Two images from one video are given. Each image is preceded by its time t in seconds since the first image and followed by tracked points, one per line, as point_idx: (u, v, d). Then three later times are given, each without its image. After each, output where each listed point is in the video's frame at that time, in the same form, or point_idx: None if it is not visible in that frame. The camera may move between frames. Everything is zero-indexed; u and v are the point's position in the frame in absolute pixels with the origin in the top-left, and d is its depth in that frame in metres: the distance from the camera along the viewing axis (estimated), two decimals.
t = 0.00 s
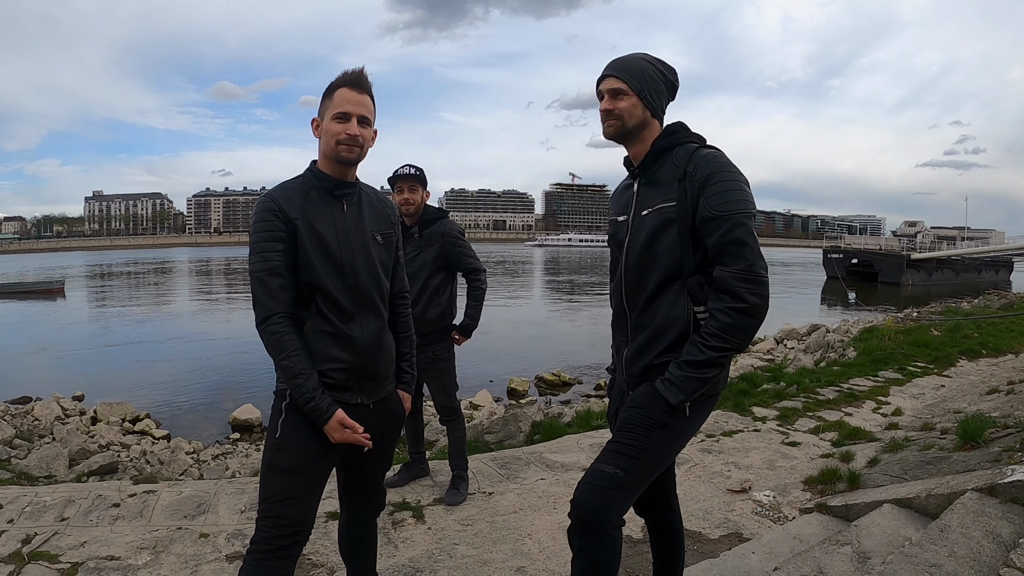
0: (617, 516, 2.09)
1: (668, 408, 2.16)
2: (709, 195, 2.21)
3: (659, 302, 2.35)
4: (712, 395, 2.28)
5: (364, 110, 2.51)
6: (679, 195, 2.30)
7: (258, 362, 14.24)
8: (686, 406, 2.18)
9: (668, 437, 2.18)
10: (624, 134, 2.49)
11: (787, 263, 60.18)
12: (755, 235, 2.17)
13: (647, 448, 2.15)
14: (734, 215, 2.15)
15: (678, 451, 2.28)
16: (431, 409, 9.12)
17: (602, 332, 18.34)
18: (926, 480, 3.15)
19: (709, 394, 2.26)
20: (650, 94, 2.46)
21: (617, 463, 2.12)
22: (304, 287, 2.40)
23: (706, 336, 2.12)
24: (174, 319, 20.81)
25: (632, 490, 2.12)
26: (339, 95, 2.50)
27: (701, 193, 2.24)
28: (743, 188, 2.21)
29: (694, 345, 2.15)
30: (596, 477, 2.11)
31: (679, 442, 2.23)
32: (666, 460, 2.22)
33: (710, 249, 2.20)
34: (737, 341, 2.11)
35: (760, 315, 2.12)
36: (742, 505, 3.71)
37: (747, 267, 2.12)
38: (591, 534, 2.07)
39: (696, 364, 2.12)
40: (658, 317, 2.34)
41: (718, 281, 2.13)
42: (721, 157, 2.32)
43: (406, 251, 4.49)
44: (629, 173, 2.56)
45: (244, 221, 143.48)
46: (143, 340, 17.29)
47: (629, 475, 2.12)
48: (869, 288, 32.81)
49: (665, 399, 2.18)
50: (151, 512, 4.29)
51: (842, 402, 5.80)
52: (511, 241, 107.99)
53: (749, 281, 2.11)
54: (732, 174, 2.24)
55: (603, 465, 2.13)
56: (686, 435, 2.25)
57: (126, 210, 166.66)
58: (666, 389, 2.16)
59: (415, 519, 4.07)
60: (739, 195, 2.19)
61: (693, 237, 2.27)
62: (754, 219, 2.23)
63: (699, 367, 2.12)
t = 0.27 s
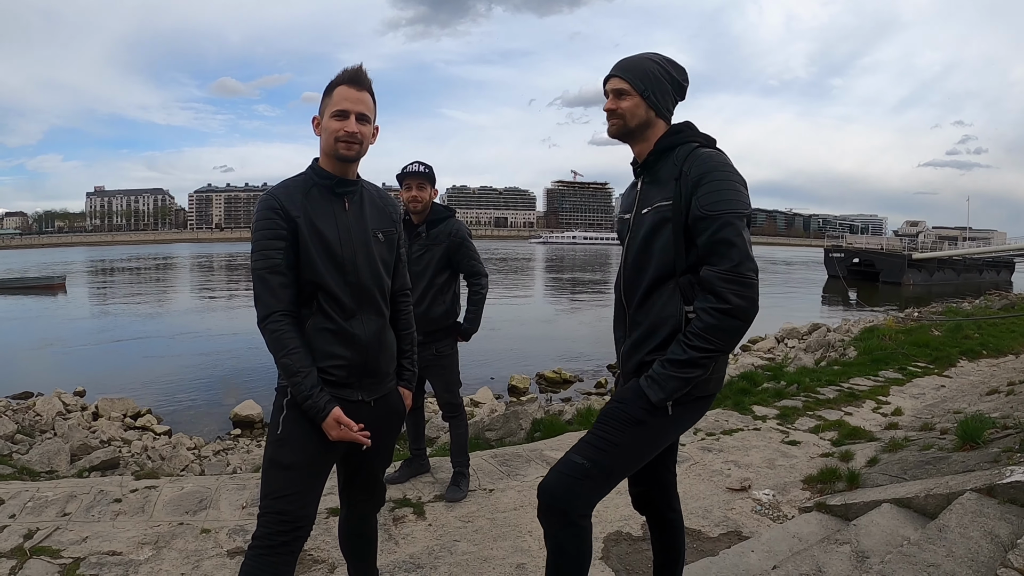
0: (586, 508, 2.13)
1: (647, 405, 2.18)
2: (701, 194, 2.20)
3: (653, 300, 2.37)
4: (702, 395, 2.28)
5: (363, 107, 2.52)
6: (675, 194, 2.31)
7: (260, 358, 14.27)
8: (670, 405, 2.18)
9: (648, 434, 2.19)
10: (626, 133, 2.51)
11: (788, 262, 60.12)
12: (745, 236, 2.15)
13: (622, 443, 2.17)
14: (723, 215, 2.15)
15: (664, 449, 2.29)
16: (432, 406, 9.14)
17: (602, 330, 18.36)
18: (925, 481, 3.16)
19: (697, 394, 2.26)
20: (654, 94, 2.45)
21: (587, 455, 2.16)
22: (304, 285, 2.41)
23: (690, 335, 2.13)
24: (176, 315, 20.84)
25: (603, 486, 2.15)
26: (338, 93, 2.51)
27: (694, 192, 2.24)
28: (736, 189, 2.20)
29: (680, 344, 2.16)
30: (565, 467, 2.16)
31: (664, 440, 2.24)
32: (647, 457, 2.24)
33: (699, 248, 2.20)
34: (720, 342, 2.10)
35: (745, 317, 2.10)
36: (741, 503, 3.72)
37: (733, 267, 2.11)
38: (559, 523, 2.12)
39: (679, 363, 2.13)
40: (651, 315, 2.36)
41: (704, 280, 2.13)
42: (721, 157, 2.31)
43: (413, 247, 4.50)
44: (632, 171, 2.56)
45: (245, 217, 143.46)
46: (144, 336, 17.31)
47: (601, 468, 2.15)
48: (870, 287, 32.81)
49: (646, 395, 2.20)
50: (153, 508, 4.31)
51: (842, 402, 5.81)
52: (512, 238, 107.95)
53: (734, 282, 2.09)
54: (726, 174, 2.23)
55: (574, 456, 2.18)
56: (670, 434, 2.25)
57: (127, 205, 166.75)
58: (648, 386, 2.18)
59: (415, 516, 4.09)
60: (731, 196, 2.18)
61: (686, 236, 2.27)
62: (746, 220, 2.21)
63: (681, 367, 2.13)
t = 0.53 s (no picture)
0: (553, 498, 2.17)
1: (619, 400, 2.21)
2: (681, 192, 2.20)
3: (645, 298, 2.37)
4: (684, 396, 2.26)
5: (363, 103, 2.51)
6: (664, 191, 2.30)
7: (260, 355, 14.29)
8: (641, 402, 2.19)
9: (623, 431, 2.21)
10: (628, 131, 2.53)
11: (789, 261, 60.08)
12: (715, 234, 2.11)
13: (590, 436, 2.21)
14: (695, 213, 2.13)
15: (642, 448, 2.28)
16: (433, 404, 9.15)
17: (603, 328, 18.36)
18: (927, 481, 3.16)
19: (675, 395, 2.24)
20: (653, 91, 2.43)
21: (558, 446, 2.22)
22: (306, 283, 2.41)
23: (660, 334, 2.14)
24: (176, 312, 20.85)
25: (565, 479, 2.18)
26: (338, 89, 2.50)
27: (676, 190, 2.23)
28: (717, 186, 2.18)
29: (651, 342, 2.17)
30: (537, 457, 2.23)
31: (638, 438, 2.24)
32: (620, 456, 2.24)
33: (677, 246, 2.20)
34: (688, 343, 2.09)
35: (715, 318, 2.08)
36: (743, 502, 3.72)
37: (702, 266, 2.09)
38: (527, 511, 2.20)
39: (648, 361, 2.14)
40: (642, 312, 2.37)
41: (675, 279, 2.13)
42: (712, 154, 2.28)
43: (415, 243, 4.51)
44: (634, 169, 2.56)
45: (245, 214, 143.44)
46: (145, 333, 17.32)
47: (567, 459, 2.19)
48: (871, 287, 32.78)
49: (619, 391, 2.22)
50: (154, 505, 4.31)
51: (844, 401, 5.81)
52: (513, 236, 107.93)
53: (701, 282, 2.08)
54: (709, 171, 2.21)
55: (547, 447, 2.24)
56: (645, 433, 2.24)
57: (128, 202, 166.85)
58: (620, 381, 2.21)
59: (416, 514, 4.09)
60: (712, 193, 2.16)
61: (670, 235, 2.27)
62: (725, 219, 2.17)
63: (651, 365, 2.14)
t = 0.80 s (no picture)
0: (537, 487, 2.21)
1: (606, 399, 2.22)
2: (673, 192, 2.19)
3: (641, 296, 2.38)
4: (672, 399, 2.24)
5: (363, 99, 2.50)
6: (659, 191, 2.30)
7: (261, 351, 14.30)
8: (628, 400, 2.19)
9: (611, 428, 2.22)
10: (627, 130, 2.53)
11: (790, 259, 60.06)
12: (702, 236, 2.10)
13: (574, 430, 2.23)
14: (683, 214, 2.13)
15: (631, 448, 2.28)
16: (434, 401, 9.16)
17: (603, 326, 18.37)
18: (927, 480, 3.16)
19: (664, 395, 2.22)
20: (650, 90, 2.43)
21: (547, 439, 2.25)
22: (306, 279, 2.41)
23: (646, 334, 2.14)
24: (177, 308, 20.86)
25: (551, 472, 2.21)
26: (339, 85, 2.49)
27: (668, 189, 2.23)
28: (708, 187, 2.17)
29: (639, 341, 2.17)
30: (527, 448, 2.27)
31: (627, 438, 2.23)
32: (609, 454, 2.24)
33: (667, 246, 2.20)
34: (670, 345, 2.09)
35: (697, 322, 2.07)
36: (743, 501, 3.72)
37: (684, 268, 2.08)
38: (516, 503, 2.23)
39: (633, 360, 2.15)
40: (638, 310, 2.38)
41: (662, 280, 2.12)
42: (708, 154, 2.27)
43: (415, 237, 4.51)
44: (636, 167, 2.56)
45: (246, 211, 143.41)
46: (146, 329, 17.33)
47: (555, 453, 2.22)
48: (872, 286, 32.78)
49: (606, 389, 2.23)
50: (154, 501, 4.32)
51: (844, 400, 5.81)
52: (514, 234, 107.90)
53: (685, 284, 2.07)
54: (701, 171, 2.20)
55: (538, 439, 2.28)
56: (632, 434, 2.23)
57: (129, 198, 166.79)
58: (607, 379, 2.22)
59: (416, 511, 4.10)
60: (703, 194, 2.14)
61: (663, 234, 2.27)
62: (716, 220, 2.15)
63: (635, 364, 2.14)
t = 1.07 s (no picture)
0: (553, 486, 2.19)
1: (621, 397, 2.21)
2: (686, 191, 2.18)
3: (650, 293, 2.37)
4: (684, 395, 2.25)
5: (367, 93, 2.48)
6: (670, 189, 2.29)
7: (261, 348, 14.30)
8: (641, 398, 2.19)
9: (625, 427, 2.21)
10: (634, 128, 2.52)
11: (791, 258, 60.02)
12: (718, 238, 2.09)
13: (588, 428, 2.21)
14: (699, 215, 2.12)
15: (641, 445, 2.27)
16: (434, 397, 9.16)
17: (604, 323, 18.36)
18: (929, 480, 3.15)
19: (677, 392, 2.22)
20: (655, 87, 2.42)
21: (560, 437, 2.23)
22: (307, 275, 2.40)
23: (661, 332, 2.13)
24: (177, 304, 20.86)
25: (566, 471, 2.20)
26: (343, 79, 2.48)
27: (682, 188, 2.22)
28: (723, 188, 2.16)
29: (653, 340, 2.16)
30: (540, 446, 2.25)
31: (640, 435, 2.23)
32: (620, 451, 2.24)
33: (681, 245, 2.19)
34: (687, 344, 2.09)
35: (714, 323, 2.07)
36: (744, 499, 3.72)
37: (703, 269, 2.07)
38: (529, 501, 2.21)
39: (648, 359, 2.14)
40: (647, 307, 2.36)
41: (678, 279, 2.12)
42: (719, 154, 2.26)
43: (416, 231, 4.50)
44: (644, 164, 2.55)
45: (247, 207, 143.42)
46: (147, 324, 17.32)
47: (567, 451, 2.21)
48: (873, 285, 32.73)
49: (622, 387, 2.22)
50: (153, 497, 4.31)
51: (846, 399, 5.80)
52: (514, 231, 107.88)
53: (700, 285, 2.06)
54: (715, 172, 2.19)
55: (549, 437, 2.26)
56: (644, 431, 2.23)
57: (130, 194, 166.76)
58: (620, 376, 2.21)
59: (416, 508, 4.09)
60: (718, 195, 2.14)
61: (674, 233, 2.26)
62: (729, 221, 2.15)
63: (650, 363, 2.14)
